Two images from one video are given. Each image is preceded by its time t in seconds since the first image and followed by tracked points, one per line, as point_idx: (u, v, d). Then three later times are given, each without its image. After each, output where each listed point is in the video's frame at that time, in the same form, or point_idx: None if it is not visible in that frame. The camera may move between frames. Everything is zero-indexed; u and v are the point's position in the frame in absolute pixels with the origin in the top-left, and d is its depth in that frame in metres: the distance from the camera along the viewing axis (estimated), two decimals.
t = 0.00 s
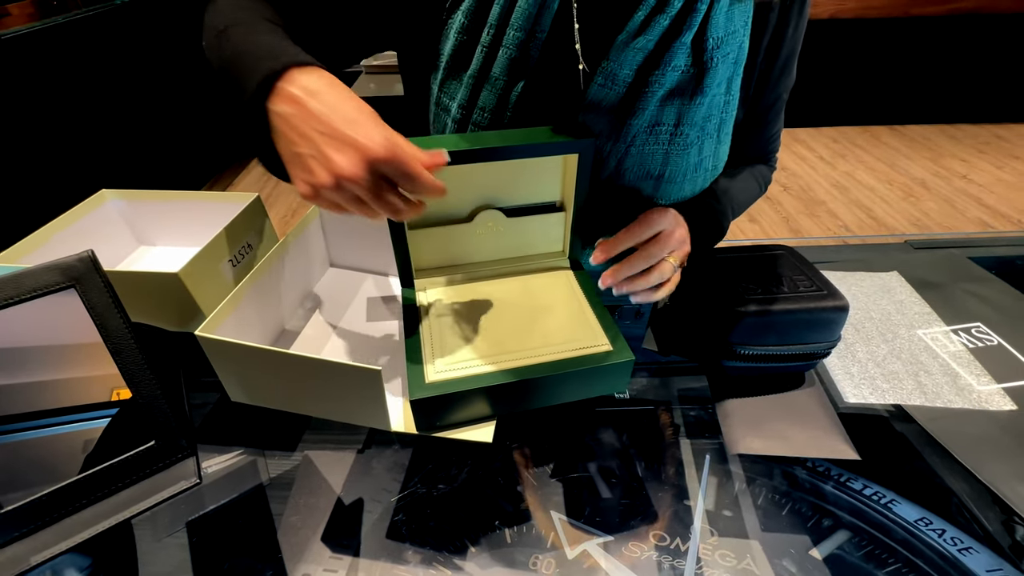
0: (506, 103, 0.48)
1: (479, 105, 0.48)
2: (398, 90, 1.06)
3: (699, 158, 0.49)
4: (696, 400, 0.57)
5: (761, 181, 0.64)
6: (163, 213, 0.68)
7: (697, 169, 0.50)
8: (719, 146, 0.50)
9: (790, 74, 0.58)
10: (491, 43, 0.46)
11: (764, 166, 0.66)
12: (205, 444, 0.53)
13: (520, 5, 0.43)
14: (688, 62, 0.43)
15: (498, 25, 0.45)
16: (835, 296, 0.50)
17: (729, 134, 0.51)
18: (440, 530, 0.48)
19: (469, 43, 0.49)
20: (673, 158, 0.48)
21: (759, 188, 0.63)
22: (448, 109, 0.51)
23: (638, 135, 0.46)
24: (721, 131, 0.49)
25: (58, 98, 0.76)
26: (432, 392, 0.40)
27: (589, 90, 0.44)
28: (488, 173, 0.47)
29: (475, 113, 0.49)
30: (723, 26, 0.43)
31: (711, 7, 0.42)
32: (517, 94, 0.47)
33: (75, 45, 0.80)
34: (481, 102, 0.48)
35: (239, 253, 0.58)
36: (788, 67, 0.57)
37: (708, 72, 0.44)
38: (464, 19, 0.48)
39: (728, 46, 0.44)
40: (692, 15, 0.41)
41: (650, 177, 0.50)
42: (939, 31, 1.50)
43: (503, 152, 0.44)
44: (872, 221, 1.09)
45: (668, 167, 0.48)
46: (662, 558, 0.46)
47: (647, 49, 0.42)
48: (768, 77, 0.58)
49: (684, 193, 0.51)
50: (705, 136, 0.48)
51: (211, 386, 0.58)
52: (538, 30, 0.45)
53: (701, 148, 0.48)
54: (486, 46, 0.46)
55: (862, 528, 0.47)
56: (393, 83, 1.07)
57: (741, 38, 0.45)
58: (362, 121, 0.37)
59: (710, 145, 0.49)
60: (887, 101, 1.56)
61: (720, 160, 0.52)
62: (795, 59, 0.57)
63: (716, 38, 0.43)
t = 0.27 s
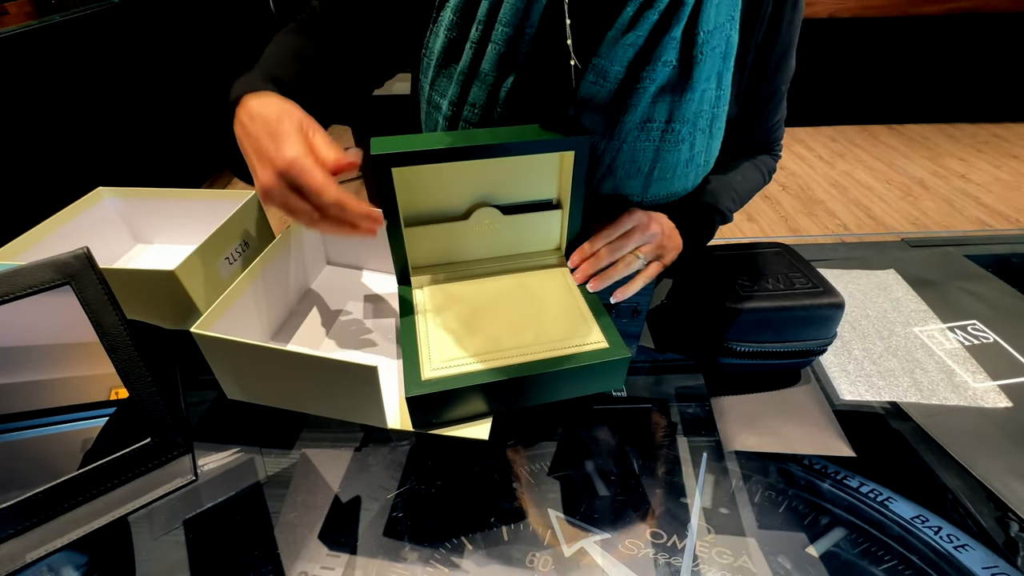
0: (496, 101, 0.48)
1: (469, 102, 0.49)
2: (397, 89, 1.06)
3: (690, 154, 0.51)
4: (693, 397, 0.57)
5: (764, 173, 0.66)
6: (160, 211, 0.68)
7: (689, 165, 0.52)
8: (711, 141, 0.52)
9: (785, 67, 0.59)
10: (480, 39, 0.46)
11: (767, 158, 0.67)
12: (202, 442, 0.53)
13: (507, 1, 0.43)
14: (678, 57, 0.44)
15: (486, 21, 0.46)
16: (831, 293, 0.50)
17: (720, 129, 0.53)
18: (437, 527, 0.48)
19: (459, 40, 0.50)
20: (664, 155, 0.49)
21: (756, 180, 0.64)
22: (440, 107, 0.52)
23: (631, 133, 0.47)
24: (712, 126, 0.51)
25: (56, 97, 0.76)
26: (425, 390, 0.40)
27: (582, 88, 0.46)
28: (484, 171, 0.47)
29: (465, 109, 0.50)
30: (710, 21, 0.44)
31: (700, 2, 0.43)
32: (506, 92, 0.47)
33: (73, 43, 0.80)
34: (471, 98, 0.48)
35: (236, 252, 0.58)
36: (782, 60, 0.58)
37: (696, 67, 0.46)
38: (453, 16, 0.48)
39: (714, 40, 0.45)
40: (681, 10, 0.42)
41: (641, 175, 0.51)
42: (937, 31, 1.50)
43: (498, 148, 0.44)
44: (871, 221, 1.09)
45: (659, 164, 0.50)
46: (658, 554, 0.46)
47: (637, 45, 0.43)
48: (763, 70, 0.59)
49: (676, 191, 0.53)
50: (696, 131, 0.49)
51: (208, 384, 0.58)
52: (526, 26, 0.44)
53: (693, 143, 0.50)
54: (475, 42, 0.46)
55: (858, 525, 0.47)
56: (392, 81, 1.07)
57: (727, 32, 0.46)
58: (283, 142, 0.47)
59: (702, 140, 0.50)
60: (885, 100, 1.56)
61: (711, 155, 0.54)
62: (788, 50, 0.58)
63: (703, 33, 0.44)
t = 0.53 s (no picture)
0: (490, 89, 0.52)
1: (466, 89, 0.53)
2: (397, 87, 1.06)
3: (686, 135, 0.53)
4: (693, 396, 0.57)
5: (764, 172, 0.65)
6: (159, 208, 0.68)
7: (685, 147, 0.54)
8: (707, 123, 0.53)
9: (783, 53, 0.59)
10: (474, 26, 0.50)
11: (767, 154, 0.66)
12: (202, 440, 0.53)
13: None
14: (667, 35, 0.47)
15: (481, 9, 0.50)
16: (832, 291, 0.49)
17: (718, 110, 0.54)
18: (438, 525, 0.48)
19: (454, 28, 0.53)
20: (658, 134, 0.52)
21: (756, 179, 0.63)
22: (437, 94, 0.55)
23: (624, 114, 0.50)
24: (707, 107, 0.52)
25: (55, 95, 0.76)
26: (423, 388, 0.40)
27: (574, 71, 0.48)
28: (482, 168, 0.47)
29: (463, 95, 0.53)
30: None
31: None
32: (501, 79, 0.51)
33: (71, 41, 0.80)
34: (468, 84, 0.52)
35: (235, 249, 0.58)
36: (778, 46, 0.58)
37: (685, 44, 0.47)
38: (448, 4, 0.51)
39: (704, 17, 0.47)
40: None
41: (637, 156, 0.54)
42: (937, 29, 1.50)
43: (497, 146, 0.44)
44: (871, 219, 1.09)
45: (654, 146, 0.53)
46: (658, 552, 0.46)
47: (626, 25, 0.45)
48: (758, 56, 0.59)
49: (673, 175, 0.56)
50: (690, 112, 0.51)
51: (207, 382, 0.58)
52: (519, 9, 0.48)
53: (688, 124, 0.52)
54: (470, 29, 0.50)
55: (859, 523, 0.47)
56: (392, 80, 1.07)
57: (719, 10, 0.48)
58: (338, 215, 0.48)
59: (697, 120, 0.52)
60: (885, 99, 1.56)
61: (708, 138, 0.55)
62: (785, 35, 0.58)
63: (692, 9, 0.46)
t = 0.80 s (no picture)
0: (487, 79, 0.52)
1: (464, 77, 0.52)
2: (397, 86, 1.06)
3: (681, 119, 0.54)
4: (694, 395, 0.57)
5: (751, 180, 0.62)
6: (159, 207, 0.68)
7: (681, 131, 0.56)
8: (703, 106, 0.55)
9: (775, 43, 0.60)
10: (471, 14, 0.50)
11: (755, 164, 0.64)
12: (202, 438, 0.53)
13: None
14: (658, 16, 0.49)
15: None
16: (835, 290, 0.48)
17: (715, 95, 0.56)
18: (438, 525, 0.48)
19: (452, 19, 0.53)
20: (653, 117, 0.54)
21: (747, 184, 0.61)
22: (435, 87, 0.55)
23: (620, 97, 0.52)
24: (704, 90, 0.54)
25: (55, 93, 0.76)
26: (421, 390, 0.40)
27: (569, 56, 0.51)
28: (479, 165, 0.47)
29: (460, 86, 0.53)
30: None
31: None
32: (497, 68, 0.51)
33: (71, 39, 0.80)
34: (466, 73, 0.52)
35: (236, 247, 0.58)
36: (769, 33, 0.59)
37: (677, 23, 0.49)
38: None
39: None
40: None
41: (633, 141, 0.56)
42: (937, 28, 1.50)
43: (493, 144, 0.44)
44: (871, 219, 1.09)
45: (649, 130, 0.54)
46: (660, 552, 0.46)
47: (617, 7, 0.48)
48: (750, 44, 0.59)
49: (671, 159, 0.57)
50: (686, 93, 0.53)
51: (208, 380, 0.58)
52: None
53: (683, 106, 0.54)
54: (468, 17, 0.50)
55: (860, 523, 0.47)
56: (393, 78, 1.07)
57: None
58: (377, 243, 0.46)
59: (693, 103, 0.54)
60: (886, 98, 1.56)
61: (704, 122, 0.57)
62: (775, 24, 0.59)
63: None
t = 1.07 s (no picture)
0: (482, 75, 0.51)
1: (458, 74, 0.52)
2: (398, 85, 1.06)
3: (682, 117, 0.54)
4: (696, 394, 0.57)
5: (754, 168, 0.64)
6: (159, 205, 0.67)
7: (682, 130, 0.55)
8: (704, 104, 0.55)
9: (775, 41, 0.60)
10: (465, 10, 0.51)
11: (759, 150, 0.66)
12: (202, 437, 0.53)
13: None
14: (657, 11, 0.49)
15: None
16: (837, 289, 0.47)
17: (715, 94, 0.56)
18: (438, 524, 0.48)
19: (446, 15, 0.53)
20: (654, 116, 0.53)
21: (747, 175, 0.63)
22: (429, 84, 0.55)
23: (622, 94, 0.52)
24: (704, 87, 0.54)
25: (55, 90, 0.76)
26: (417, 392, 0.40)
27: (568, 52, 0.51)
28: (478, 166, 0.47)
29: (453, 82, 0.52)
30: None
31: None
32: (491, 63, 0.50)
33: (71, 36, 0.79)
34: (459, 69, 0.51)
35: (235, 246, 0.58)
36: (769, 33, 0.59)
37: (676, 19, 0.50)
38: None
39: None
40: None
41: (634, 140, 0.55)
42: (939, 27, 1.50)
43: (493, 143, 0.44)
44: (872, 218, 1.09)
45: (650, 128, 0.54)
46: (660, 552, 0.46)
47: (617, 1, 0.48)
48: (752, 42, 0.59)
49: (671, 158, 0.57)
50: (687, 90, 0.53)
51: (207, 379, 0.58)
52: None
53: (684, 104, 0.53)
54: (461, 13, 0.51)
55: (861, 523, 0.47)
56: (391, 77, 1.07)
57: None
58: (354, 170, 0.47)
59: (694, 101, 0.54)
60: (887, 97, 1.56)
61: (705, 121, 0.57)
62: (778, 23, 0.59)
63: None
